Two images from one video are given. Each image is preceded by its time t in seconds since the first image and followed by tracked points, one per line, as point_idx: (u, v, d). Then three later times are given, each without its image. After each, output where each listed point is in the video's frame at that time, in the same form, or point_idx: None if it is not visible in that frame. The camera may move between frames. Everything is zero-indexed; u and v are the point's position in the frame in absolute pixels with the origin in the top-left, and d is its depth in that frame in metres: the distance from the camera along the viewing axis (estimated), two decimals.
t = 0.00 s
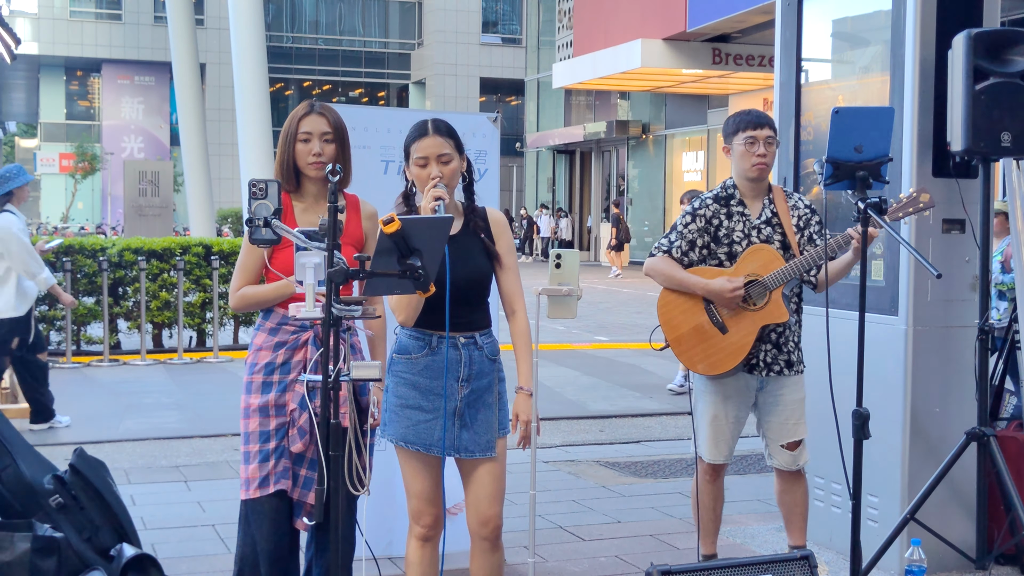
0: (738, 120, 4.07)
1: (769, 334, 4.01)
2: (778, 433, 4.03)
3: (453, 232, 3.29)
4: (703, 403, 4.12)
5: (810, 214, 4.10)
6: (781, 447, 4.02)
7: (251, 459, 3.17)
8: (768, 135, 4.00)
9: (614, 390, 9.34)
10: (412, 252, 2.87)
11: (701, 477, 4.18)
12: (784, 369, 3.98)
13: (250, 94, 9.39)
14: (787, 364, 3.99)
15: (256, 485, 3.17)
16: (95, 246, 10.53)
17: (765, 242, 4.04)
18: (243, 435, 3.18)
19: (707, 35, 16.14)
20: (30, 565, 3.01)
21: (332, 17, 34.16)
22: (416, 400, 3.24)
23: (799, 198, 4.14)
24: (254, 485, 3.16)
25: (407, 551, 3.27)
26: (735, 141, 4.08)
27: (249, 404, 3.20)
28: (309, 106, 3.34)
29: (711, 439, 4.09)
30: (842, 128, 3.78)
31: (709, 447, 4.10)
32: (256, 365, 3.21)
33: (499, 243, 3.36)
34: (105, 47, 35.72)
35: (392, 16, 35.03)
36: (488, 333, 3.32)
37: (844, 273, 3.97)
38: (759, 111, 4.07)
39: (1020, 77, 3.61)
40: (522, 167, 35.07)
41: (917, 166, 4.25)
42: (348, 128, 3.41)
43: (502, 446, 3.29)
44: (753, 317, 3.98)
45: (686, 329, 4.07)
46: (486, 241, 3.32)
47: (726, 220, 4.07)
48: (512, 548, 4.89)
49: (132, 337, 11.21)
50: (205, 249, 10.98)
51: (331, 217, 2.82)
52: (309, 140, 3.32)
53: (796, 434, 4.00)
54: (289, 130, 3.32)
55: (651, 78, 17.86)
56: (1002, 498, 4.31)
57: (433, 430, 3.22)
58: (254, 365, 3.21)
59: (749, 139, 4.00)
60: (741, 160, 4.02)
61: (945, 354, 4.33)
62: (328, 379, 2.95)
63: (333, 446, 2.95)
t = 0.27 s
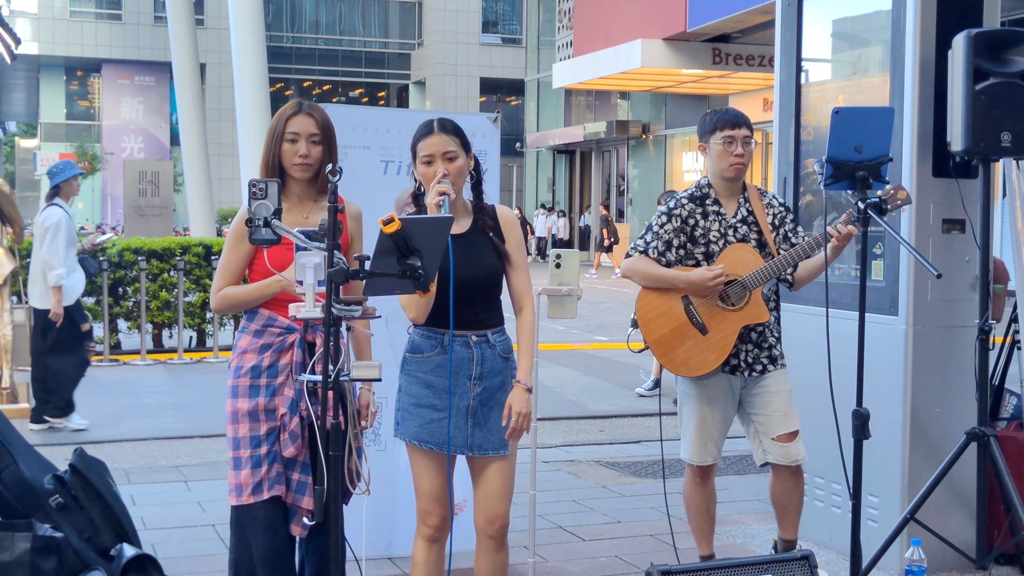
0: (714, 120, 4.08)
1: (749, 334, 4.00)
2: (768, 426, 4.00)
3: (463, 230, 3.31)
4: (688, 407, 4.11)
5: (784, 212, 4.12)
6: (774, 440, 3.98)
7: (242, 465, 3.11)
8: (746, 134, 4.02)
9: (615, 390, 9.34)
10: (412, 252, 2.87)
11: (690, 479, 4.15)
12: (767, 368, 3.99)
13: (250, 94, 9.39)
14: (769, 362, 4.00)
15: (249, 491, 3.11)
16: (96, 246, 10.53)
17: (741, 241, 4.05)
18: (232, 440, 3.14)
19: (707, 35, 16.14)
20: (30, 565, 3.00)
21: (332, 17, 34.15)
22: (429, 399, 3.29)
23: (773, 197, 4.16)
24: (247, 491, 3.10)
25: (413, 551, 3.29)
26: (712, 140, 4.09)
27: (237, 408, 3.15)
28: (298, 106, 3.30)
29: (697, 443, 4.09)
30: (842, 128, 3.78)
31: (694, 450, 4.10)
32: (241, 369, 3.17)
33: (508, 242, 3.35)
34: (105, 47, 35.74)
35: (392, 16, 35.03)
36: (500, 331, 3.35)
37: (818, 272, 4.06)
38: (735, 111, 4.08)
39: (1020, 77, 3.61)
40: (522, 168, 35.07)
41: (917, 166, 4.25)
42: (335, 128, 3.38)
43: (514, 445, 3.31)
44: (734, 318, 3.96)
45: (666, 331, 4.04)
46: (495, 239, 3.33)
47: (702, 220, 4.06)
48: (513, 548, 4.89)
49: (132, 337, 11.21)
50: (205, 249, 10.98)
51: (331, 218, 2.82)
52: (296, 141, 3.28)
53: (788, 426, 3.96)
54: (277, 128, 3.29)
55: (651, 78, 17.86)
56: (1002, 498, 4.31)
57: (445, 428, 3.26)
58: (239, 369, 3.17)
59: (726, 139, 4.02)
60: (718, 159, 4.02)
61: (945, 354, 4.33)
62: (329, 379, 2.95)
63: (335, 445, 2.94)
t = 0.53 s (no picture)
0: (701, 118, 4.08)
1: (746, 334, 4.00)
2: (757, 424, 3.99)
3: (472, 228, 3.35)
4: (686, 409, 4.10)
5: (774, 209, 4.15)
6: (760, 437, 3.97)
7: (224, 468, 3.11)
8: (733, 131, 4.03)
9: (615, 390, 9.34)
10: (412, 252, 2.86)
11: (689, 481, 4.16)
12: (764, 367, 3.98)
13: (250, 94, 9.38)
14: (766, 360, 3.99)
15: (231, 494, 3.10)
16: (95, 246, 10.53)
17: (733, 240, 4.05)
18: (213, 442, 3.13)
19: (707, 35, 16.13)
20: (30, 566, 2.98)
21: (332, 17, 34.12)
22: (440, 398, 3.31)
23: (760, 194, 4.17)
24: (229, 494, 3.10)
25: (418, 553, 3.31)
26: (699, 140, 4.09)
27: (219, 411, 3.14)
28: (282, 104, 3.29)
29: (695, 445, 4.09)
30: (842, 128, 3.77)
31: (693, 452, 4.10)
32: (222, 370, 3.16)
33: (519, 242, 3.41)
34: (105, 47, 35.73)
35: (391, 16, 35.00)
36: (511, 330, 3.37)
37: (810, 266, 4.06)
38: (721, 109, 4.09)
39: (1021, 77, 3.60)
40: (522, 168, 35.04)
41: (917, 166, 4.25)
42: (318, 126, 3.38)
43: (522, 444, 3.34)
44: (730, 318, 3.94)
45: (662, 334, 4.01)
46: (503, 238, 3.37)
47: (693, 220, 4.06)
48: (512, 549, 4.88)
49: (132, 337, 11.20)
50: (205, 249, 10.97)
51: (331, 217, 2.81)
52: (280, 139, 3.27)
53: (775, 424, 3.95)
54: (260, 127, 3.27)
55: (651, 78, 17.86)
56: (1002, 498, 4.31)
57: (455, 427, 3.28)
58: (219, 370, 3.16)
59: (714, 136, 4.02)
60: (707, 157, 4.03)
61: (946, 354, 4.32)
62: (327, 379, 2.94)
63: (333, 445, 2.95)
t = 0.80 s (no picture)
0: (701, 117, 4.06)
1: (749, 334, 3.99)
2: (759, 424, 3.99)
3: (484, 227, 3.38)
4: (689, 410, 4.10)
5: (774, 209, 4.13)
6: (764, 438, 3.96)
7: (207, 471, 3.11)
8: (733, 131, 4.02)
9: (615, 390, 9.34)
10: (412, 252, 2.87)
11: (690, 481, 4.17)
12: (765, 368, 3.98)
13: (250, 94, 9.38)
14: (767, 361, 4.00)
15: (213, 498, 3.11)
16: (95, 246, 10.53)
17: (734, 240, 4.04)
18: (197, 445, 3.13)
19: (707, 35, 16.11)
20: (30, 566, 2.99)
21: (332, 17, 34.12)
22: (441, 396, 3.32)
23: (761, 193, 4.15)
24: (212, 498, 3.10)
25: (421, 551, 3.35)
26: (700, 139, 4.08)
27: (204, 414, 3.13)
28: (271, 103, 3.29)
29: (699, 445, 4.10)
30: (842, 128, 3.77)
31: (697, 453, 4.11)
32: (206, 373, 3.16)
33: (532, 245, 3.45)
34: (105, 47, 35.73)
35: (392, 15, 34.99)
36: (517, 332, 3.35)
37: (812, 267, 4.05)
38: (721, 109, 4.08)
39: (1021, 77, 3.60)
40: (522, 167, 35.03)
41: (917, 166, 4.25)
42: (306, 126, 3.38)
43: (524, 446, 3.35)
44: (733, 319, 3.94)
45: (664, 336, 4.02)
46: (514, 240, 3.39)
47: (693, 221, 4.05)
48: (512, 549, 4.88)
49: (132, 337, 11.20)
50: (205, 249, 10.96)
51: (332, 217, 2.82)
52: (269, 138, 3.27)
53: (778, 425, 3.94)
54: (249, 126, 3.26)
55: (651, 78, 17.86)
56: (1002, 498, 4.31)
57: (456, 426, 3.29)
58: (203, 373, 3.15)
59: (716, 136, 4.01)
60: (708, 157, 4.02)
61: (945, 354, 4.32)
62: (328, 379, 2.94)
63: (333, 445, 2.94)
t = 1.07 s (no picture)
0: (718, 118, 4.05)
1: (758, 336, 3.98)
2: (777, 432, 3.98)
3: (490, 227, 3.38)
4: (697, 411, 4.09)
5: (790, 211, 4.10)
6: (783, 445, 3.97)
7: (201, 473, 3.12)
8: (751, 131, 4.00)
9: (615, 390, 9.34)
10: (412, 252, 2.85)
11: (696, 482, 4.16)
12: (776, 371, 3.97)
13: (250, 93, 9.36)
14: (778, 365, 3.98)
15: (208, 500, 3.11)
16: (95, 246, 10.51)
17: (747, 242, 4.02)
18: (192, 448, 3.14)
19: (707, 35, 16.11)
20: (29, 566, 2.99)
21: (332, 16, 34.12)
22: (439, 394, 3.32)
23: (777, 195, 4.12)
24: (206, 500, 3.11)
25: (421, 551, 3.34)
26: (717, 138, 4.07)
27: (198, 416, 3.14)
28: (260, 102, 3.28)
29: (706, 448, 4.09)
30: (842, 128, 3.76)
31: (704, 454, 4.10)
32: (201, 375, 3.15)
33: (536, 250, 3.43)
34: (104, 46, 35.73)
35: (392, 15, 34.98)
36: (516, 333, 3.34)
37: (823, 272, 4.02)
38: (738, 108, 4.07)
39: (1022, 76, 3.59)
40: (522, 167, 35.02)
41: (917, 166, 4.24)
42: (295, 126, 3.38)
43: (522, 447, 3.33)
44: (743, 321, 3.93)
45: (672, 335, 4.00)
46: (519, 243, 3.39)
47: (706, 220, 4.04)
48: (513, 549, 4.88)
49: (132, 337, 11.19)
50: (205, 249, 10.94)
51: (331, 216, 2.80)
52: (260, 137, 3.26)
53: (796, 431, 3.94)
54: (239, 125, 3.25)
55: (651, 78, 17.88)
56: (1003, 498, 4.30)
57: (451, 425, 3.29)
58: (199, 375, 3.15)
59: (732, 135, 4.00)
60: (723, 156, 4.01)
61: (946, 354, 4.31)
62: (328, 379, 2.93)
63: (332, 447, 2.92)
